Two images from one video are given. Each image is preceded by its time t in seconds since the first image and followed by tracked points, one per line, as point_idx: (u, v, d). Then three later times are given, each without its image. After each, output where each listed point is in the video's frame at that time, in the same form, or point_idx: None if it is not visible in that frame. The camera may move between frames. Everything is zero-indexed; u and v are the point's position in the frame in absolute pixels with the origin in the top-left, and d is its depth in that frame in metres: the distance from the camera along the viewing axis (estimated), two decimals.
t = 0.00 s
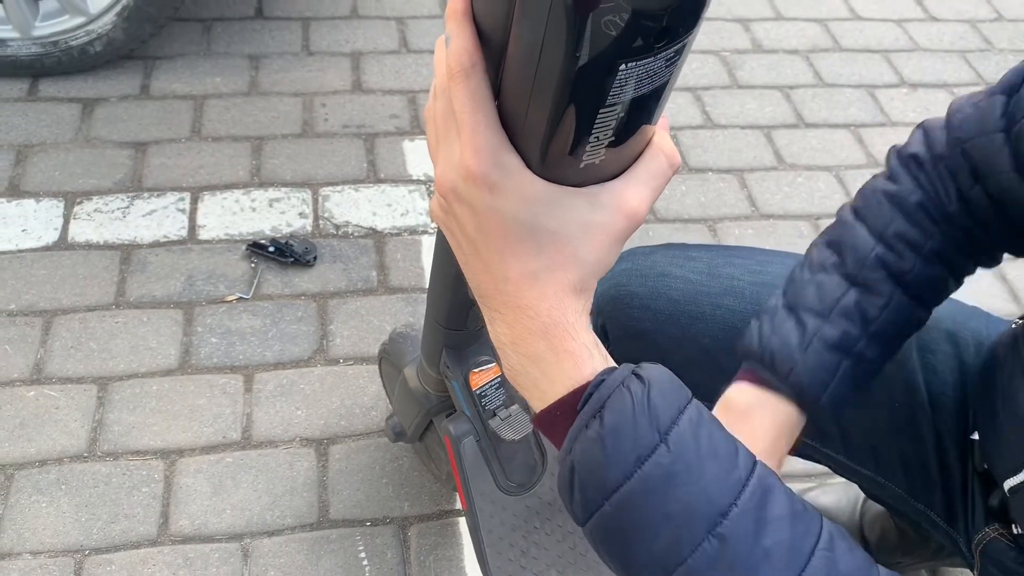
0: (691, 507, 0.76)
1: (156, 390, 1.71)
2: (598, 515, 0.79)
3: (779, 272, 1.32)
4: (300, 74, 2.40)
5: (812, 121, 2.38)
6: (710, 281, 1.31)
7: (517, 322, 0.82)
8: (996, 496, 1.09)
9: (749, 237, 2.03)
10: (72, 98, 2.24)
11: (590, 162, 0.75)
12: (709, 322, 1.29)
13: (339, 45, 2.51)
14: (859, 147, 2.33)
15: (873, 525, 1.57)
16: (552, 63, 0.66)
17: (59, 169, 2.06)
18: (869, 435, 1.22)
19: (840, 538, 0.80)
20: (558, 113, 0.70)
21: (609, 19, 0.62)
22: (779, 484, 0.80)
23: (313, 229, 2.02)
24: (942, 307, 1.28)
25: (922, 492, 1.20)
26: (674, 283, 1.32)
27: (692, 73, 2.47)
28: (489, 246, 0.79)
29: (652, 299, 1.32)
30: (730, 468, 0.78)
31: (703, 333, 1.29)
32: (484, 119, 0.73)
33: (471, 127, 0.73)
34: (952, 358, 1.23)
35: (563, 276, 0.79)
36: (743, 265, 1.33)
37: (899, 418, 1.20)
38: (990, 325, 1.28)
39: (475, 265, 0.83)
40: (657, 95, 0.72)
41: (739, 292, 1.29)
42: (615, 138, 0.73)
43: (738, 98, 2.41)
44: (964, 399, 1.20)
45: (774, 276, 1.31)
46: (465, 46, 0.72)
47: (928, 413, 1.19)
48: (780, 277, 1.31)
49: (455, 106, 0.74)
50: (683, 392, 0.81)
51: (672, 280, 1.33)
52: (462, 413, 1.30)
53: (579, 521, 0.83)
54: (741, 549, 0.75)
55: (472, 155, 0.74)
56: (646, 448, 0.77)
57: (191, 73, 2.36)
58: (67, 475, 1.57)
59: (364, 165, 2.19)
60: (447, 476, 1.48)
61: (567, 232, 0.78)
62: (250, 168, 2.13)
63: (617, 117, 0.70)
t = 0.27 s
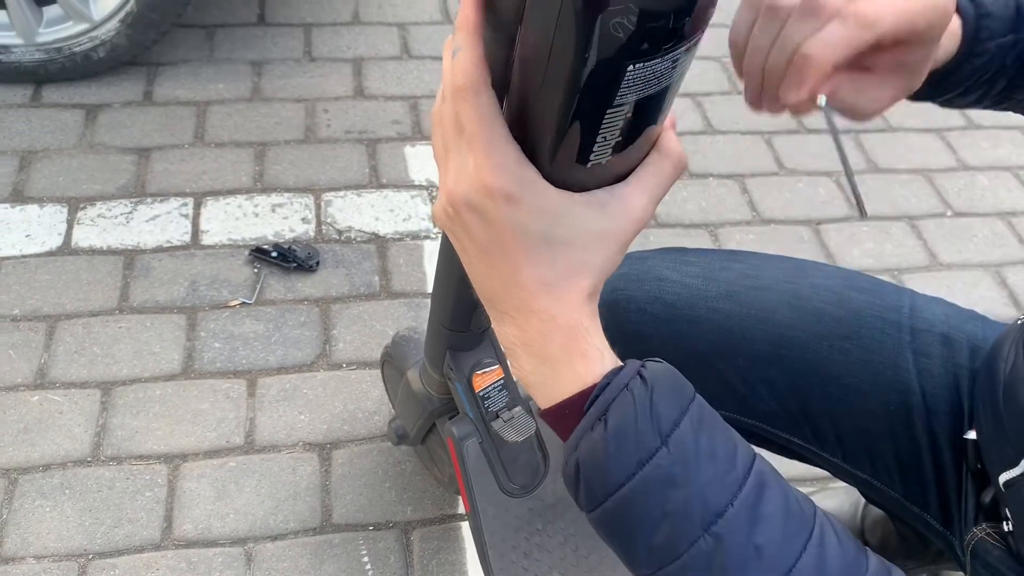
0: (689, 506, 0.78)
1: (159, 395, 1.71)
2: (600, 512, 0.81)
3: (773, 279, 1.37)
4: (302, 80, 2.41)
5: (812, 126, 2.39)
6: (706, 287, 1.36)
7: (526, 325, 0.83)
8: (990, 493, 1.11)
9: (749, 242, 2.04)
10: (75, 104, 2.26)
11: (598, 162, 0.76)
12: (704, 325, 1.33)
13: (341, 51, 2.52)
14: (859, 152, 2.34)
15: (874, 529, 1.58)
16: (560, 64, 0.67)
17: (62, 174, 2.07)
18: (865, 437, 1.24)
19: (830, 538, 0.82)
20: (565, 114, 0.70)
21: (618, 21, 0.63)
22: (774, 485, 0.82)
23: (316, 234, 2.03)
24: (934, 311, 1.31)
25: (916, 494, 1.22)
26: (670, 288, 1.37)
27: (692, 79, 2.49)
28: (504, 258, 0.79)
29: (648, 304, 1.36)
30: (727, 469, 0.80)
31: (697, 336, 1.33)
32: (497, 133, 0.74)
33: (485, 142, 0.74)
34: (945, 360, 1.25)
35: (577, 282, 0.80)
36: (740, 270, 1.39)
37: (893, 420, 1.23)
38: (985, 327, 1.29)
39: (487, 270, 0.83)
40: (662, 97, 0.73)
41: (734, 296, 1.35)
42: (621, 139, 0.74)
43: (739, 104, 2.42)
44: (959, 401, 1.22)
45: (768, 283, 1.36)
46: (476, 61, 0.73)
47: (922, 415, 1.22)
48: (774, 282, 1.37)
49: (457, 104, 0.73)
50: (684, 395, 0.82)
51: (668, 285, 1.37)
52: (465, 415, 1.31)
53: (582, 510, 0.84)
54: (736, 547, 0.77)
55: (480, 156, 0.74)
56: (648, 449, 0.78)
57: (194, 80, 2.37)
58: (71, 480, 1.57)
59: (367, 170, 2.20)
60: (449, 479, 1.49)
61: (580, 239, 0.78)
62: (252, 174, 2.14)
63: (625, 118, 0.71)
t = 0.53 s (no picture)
0: (712, 494, 0.78)
1: (162, 398, 1.72)
2: (622, 501, 0.81)
3: (773, 282, 1.38)
4: (304, 84, 2.41)
5: (812, 130, 2.40)
6: (706, 289, 1.37)
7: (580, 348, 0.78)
8: (988, 491, 1.12)
9: (750, 246, 2.04)
10: (77, 108, 2.26)
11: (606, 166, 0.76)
12: (704, 328, 1.34)
13: (342, 55, 2.53)
14: (860, 156, 2.34)
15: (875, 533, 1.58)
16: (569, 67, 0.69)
17: (64, 178, 2.08)
18: (865, 440, 1.25)
19: (847, 526, 0.82)
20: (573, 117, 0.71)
21: (624, 23, 0.65)
22: (794, 473, 0.82)
23: (318, 237, 2.03)
24: (933, 314, 1.31)
25: (916, 496, 1.23)
26: (670, 290, 1.38)
27: (693, 83, 2.49)
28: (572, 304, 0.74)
29: (649, 305, 1.37)
30: (749, 457, 0.80)
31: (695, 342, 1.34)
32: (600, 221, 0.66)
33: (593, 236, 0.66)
34: (945, 363, 1.25)
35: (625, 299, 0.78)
36: (740, 273, 1.39)
37: (893, 423, 1.23)
38: (984, 331, 1.29)
39: (537, 310, 0.76)
40: (667, 101, 0.75)
41: (733, 299, 1.35)
42: (628, 144, 0.75)
43: (739, 108, 2.43)
44: (959, 404, 1.22)
45: (768, 286, 1.37)
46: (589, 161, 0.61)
47: (922, 417, 1.22)
48: (773, 285, 1.37)
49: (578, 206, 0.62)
50: (708, 385, 0.82)
51: (668, 287, 1.38)
52: (467, 417, 1.30)
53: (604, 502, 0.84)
54: (756, 533, 0.77)
55: (588, 237, 0.66)
56: (673, 440, 0.78)
57: (196, 84, 2.38)
58: (73, 483, 1.57)
59: (368, 174, 2.20)
60: (451, 482, 1.49)
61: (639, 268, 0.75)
62: (254, 177, 2.15)
63: (632, 122, 0.72)
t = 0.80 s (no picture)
0: (750, 466, 0.89)
1: (163, 400, 1.72)
2: (669, 463, 0.92)
3: (772, 282, 1.39)
4: (306, 87, 2.42)
5: (813, 134, 2.40)
6: (706, 290, 1.39)
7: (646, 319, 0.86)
8: (987, 492, 1.12)
9: (751, 249, 2.05)
10: (79, 110, 2.27)
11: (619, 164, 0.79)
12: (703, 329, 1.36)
13: (344, 58, 2.54)
14: (861, 160, 2.34)
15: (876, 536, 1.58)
16: (577, 70, 0.71)
17: (66, 180, 2.08)
18: (865, 441, 1.29)
19: (867, 510, 0.92)
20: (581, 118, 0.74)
21: (629, 28, 0.67)
22: (825, 455, 0.93)
23: (319, 240, 2.04)
24: (932, 315, 1.31)
25: (913, 500, 1.24)
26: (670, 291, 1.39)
27: (694, 87, 2.50)
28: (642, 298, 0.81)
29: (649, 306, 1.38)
30: (786, 437, 0.91)
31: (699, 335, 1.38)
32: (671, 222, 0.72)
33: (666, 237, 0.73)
34: (944, 366, 1.25)
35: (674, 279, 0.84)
36: (740, 274, 1.40)
37: (892, 426, 1.26)
38: (985, 333, 1.29)
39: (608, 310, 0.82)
40: (672, 103, 0.77)
41: (733, 300, 1.37)
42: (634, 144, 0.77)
43: (740, 112, 2.44)
44: (958, 408, 1.22)
45: (767, 287, 1.38)
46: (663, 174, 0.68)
47: (920, 421, 1.23)
48: (773, 286, 1.38)
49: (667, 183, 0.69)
50: (757, 368, 0.93)
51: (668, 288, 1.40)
52: (469, 420, 1.30)
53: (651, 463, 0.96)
54: (786, 505, 0.89)
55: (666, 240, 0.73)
56: (720, 414, 0.89)
57: (198, 86, 2.38)
58: (74, 485, 1.57)
59: (370, 177, 2.21)
60: (452, 484, 1.49)
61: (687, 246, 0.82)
62: (256, 180, 2.15)
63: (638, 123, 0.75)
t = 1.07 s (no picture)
0: (746, 461, 0.89)
1: (163, 402, 1.72)
2: (666, 459, 0.92)
3: (770, 284, 1.38)
4: (306, 89, 2.42)
5: (813, 136, 2.40)
6: (705, 292, 1.38)
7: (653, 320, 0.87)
8: (985, 495, 1.13)
9: (751, 252, 2.05)
10: (80, 111, 2.27)
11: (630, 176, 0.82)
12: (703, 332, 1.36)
13: (345, 59, 2.54)
14: (861, 162, 2.35)
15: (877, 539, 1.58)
16: (577, 71, 0.71)
17: (67, 181, 2.08)
18: (863, 444, 1.29)
19: (861, 503, 0.92)
20: (581, 120, 0.74)
21: (630, 31, 0.68)
22: (820, 449, 0.93)
23: (320, 241, 2.04)
24: (931, 318, 1.30)
25: (913, 502, 1.25)
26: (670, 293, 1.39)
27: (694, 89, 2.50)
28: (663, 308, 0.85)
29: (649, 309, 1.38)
30: (782, 432, 0.91)
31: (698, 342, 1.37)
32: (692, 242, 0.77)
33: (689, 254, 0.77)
34: (943, 368, 1.25)
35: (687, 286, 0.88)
36: (737, 277, 1.40)
37: (891, 429, 1.26)
38: (983, 335, 1.29)
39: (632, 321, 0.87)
40: (670, 105, 0.77)
41: (731, 303, 1.36)
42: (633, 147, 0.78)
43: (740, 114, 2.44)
44: (957, 410, 1.23)
45: (765, 289, 1.38)
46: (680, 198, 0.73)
47: (919, 423, 1.24)
48: (771, 288, 1.38)
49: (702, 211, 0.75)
50: (754, 363, 0.93)
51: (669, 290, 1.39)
52: (470, 422, 1.30)
53: (648, 457, 0.96)
54: (781, 500, 0.89)
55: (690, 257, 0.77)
56: (717, 410, 0.89)
57: (198, 88, 2.38)
58: (74, 487, 1.57)
59: (370, 179, 2.21)
60: (453, 487, 1.49)
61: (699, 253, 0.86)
62: (257, 182, 2.15)
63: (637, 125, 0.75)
